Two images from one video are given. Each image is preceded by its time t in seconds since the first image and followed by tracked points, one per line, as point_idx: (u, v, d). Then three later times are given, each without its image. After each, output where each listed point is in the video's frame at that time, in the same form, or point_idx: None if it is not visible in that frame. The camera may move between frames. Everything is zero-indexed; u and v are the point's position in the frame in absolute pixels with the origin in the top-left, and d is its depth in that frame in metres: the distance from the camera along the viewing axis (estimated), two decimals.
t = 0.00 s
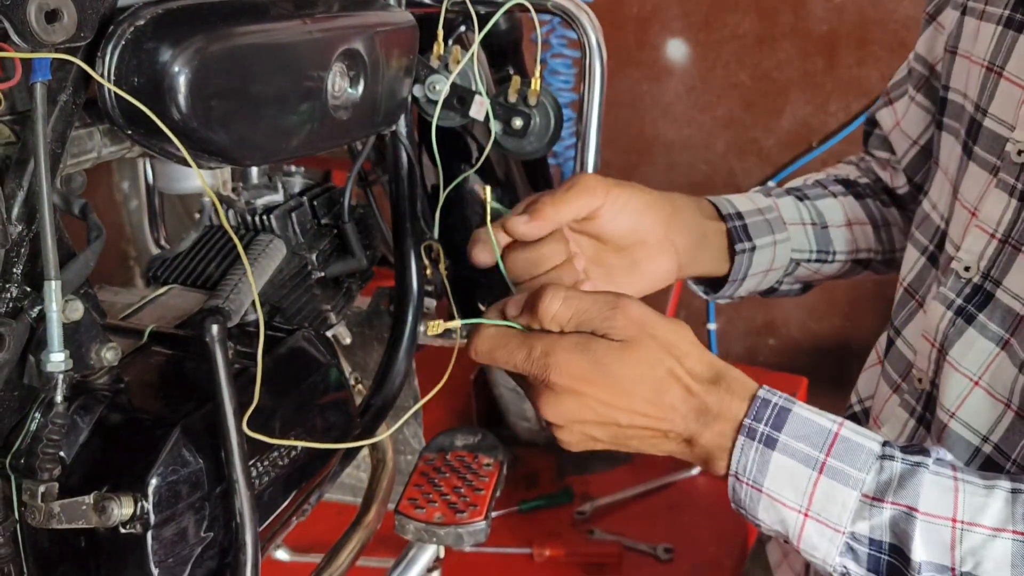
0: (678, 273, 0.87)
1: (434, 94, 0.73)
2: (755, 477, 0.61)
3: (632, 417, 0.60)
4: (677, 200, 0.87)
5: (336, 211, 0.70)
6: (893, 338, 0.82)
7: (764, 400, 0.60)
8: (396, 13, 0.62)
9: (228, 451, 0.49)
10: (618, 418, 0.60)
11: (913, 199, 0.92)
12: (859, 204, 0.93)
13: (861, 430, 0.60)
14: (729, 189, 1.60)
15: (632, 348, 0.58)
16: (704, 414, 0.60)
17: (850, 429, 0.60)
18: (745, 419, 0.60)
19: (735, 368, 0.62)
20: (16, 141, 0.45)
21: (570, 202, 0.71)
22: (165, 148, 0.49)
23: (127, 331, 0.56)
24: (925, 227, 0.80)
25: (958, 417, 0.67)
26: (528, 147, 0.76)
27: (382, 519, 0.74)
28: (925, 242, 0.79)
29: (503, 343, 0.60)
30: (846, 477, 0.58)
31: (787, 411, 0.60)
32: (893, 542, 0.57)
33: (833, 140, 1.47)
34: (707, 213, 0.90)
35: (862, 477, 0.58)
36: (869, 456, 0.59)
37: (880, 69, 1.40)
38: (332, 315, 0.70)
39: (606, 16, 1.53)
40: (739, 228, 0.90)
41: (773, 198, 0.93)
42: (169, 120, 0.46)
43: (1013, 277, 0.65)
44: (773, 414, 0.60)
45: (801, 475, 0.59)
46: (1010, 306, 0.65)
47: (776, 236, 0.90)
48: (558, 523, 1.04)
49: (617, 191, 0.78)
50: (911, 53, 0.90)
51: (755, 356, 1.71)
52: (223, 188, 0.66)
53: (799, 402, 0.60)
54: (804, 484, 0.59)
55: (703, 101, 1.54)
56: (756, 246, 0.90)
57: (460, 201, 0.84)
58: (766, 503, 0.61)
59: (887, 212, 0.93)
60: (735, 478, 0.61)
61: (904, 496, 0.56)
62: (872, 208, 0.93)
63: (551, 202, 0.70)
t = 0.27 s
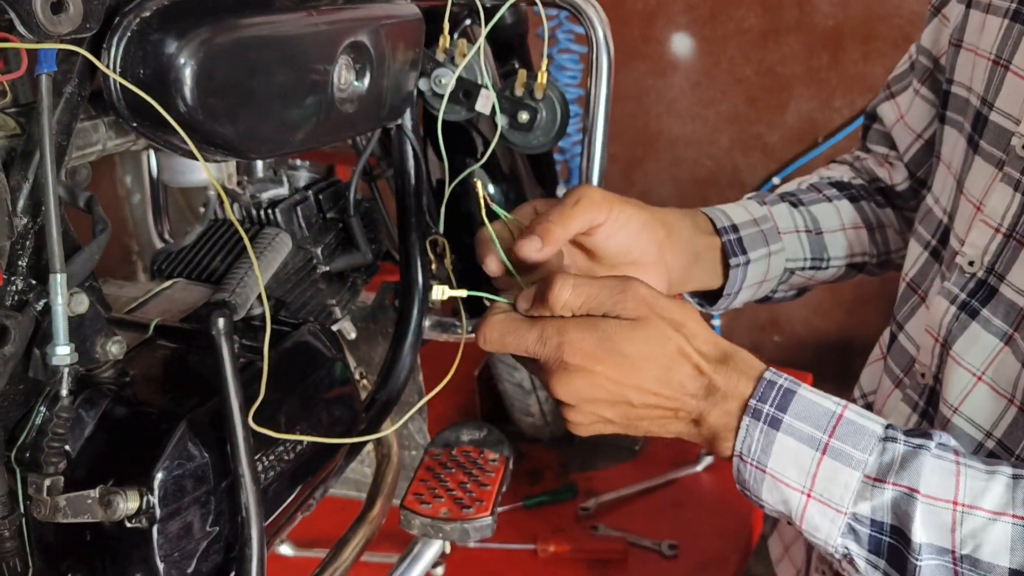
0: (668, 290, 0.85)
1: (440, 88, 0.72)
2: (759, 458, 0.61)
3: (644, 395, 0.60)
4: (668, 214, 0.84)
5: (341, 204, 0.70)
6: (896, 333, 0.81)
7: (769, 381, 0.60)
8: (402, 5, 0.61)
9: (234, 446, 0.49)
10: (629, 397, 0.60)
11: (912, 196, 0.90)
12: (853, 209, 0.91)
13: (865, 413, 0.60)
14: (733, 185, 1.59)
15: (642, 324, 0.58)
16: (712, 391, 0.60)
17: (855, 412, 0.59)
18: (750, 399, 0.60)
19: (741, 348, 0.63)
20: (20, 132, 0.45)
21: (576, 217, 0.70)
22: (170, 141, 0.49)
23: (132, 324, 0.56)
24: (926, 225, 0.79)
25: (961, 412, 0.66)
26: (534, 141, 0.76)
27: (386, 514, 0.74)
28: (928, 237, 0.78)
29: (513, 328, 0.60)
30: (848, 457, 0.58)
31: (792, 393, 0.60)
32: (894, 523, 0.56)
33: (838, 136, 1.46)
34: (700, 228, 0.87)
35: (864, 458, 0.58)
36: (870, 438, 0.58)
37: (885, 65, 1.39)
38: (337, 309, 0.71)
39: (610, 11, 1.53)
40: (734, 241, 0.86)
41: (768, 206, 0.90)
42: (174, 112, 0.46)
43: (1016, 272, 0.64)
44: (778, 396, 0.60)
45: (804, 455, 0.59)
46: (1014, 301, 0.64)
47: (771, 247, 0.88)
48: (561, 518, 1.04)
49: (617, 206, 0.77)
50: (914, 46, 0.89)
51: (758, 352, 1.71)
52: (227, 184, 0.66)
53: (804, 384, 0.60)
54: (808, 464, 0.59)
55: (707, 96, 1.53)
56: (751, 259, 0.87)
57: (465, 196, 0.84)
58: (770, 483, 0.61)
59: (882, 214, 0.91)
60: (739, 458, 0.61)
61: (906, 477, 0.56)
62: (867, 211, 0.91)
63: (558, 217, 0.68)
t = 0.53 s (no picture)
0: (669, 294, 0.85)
1: (444, 84, 0.72)
2: (772, 446, 0.60)
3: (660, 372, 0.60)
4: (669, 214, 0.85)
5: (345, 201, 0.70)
6: (898, 329, 0.81)
7: (785, 369, 0.60)
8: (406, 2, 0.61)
9: (239, 442, 0.49)
10: (648, 372, 0.59)
11: (912, 194, 0.89)
12: (853, 208, 0.90)
13: (880, 402, 0.60)
14: (736, 182, 1.59)
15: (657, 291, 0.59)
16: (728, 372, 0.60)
17: (871, 401, 0.60)
18: (767, 386, 0.60)
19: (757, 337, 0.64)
20: (25, 128, 0.45)
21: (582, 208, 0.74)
22: (175, 136, 0.49)
23: (136, 319, 0.56)
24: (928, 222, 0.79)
25: (965, 408, 0.67)
26: (538, 137, 0.76)
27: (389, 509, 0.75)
28: (930, 234, 0.78)
29: (535, 300, 0.59)
30: (864, 445, 0.58)
31: (808, 381, 0.60)
32: (908, 512, 0.57)
33: (841, 133, 1.46)
34: (702, 231, 0.87)
35: (880, 446, 0.58)
36: (886, 427, 0.58)
37: (889, 62, 1.39)
38: (340, 305, 0.71)
39: (613, 7, 1.53)
40: (735, 245, 0.86)
41: (768, 207, 0.89)
42: (179, 108, 0.46)
43: (1018, 270, 0.64)
44: (793, 383, 0.60)
45: (819, 443, 0.59)
46: (1017, 298, 0.64)
47: (771, 248, 0.88)
48: (564, 514, 1.04)
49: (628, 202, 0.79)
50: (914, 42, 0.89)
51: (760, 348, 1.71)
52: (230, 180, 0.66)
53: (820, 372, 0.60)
54: (823, 453, 0.59)
55: (710, 93, 1.53)
56: (752, 262, 0.87)
57: (468, 191, 0.84)
58: (783, 472, 0.61)
59: (881, 213, 0.91)
60: (752, 448, 0.61)
61: (921, 465, 0.56)
62: (866, 209, 0.91)
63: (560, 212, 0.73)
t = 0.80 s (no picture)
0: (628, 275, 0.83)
1: (448, 80, 0.72)
2: (750, 453, 0.58)
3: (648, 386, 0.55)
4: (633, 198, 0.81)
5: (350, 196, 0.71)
6: (901, 325, 0.81)
7: (763, 374, 0.57)
8: None
9: (244, 435, 0.49)
10: (633, 387, 0.55)
11: (887, 179, 0.89)
12: (823, 193, 0.90)
13: (859, 405, 0.59)
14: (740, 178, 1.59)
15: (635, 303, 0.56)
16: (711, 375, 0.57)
17: (850, 405, 0.58)
18: (744, 392, 0.57)
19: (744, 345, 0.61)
20: (32, 124, 0.45)
21: (536, 203, 0.66)
22: (181, 133, 0.49)
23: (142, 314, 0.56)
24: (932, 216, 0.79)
25: (967, 404, 0.66)
26: (542, 133, 0.77)
27: (393, 503, 0.75)
28: (933, 229, 0.78)
29: (512, 307, 0.55)
30: (844, 452, 0.57)
31: (788, 386, 0.57)
32: (890, 519, 0.56)
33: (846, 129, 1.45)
34: (668, 212, 0.85)
35: (861, 453, 0.57)
36: (867, 433, 0.57)
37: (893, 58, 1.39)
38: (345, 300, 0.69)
39: (618, 3, 1.52)
40: (701, 226, 0.85)
41: (734, 187, 0.89)
42: (184, 104, 0.46)
43: None
44: (773, 389, 0.57)
45: (799, 450, 0.58)
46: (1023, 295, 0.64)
47: (739, 231, 0.86)
48: (566, 508, 1.05)
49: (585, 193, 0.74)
50: (906, 24, 0.87)
51: (763, 344, 1.71)
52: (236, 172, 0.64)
53: (798, 375, 0.58)
54: (803, 460, 0.57)
55: (714, 88, 1.53)
56: (717, 244, 0.86)
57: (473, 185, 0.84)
58: (761, 480, 0.59)
59: (852, 197, 0.91)
60: (729, 454, 0.59)
61: (903, 472, 0.55)
62: (837, 195, 0.90)
63: (514, 208, 0.63)
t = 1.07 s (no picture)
0: (608, 261, 0.83)
1: (453, 79, 0.72)
2: (750, 509, 0.59)
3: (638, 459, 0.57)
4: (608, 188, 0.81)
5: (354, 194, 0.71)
6: (903, 326, 0.81)
7: (757, 429, 0.59)
8: None
9: (249, 433, 0.49)
10: (629, 462, 0.57)
11: (878, 173, 0.89)
12: (813, 183, 0.90)
13: (858, 456, 0.59)
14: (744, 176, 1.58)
15: (621, 388, 0.56)
16: (700, 440, 0.58)
17: (848, 457, 0.59)
18: (740, 449, 0.58)
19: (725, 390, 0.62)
20: (39, 123, 0.46)
21: (502, 190, 0.66)
22: (186, 132, 0.49)
23: (149, 312, 0.57)
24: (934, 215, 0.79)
25: (970, 409, 0.66)
26: (545, 132, 0.77)
27: (397, 500, 0.75)
28: (934, 229, 0.78)
29: (502, 403, 0.55)
30: (846, 508, 0.58)
31: (782, 442, 0.59)
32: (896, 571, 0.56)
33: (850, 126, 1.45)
34: (648, 199, 0.85)
35: (863, 507, 0.58)
36: (869, 485, 0.58)
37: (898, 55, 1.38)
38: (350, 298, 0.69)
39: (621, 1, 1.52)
40: (682, 213, 0.85)
41: (721, 176, 0.89)
42: (191, 104, 0.47)
43: None
44: (767, 445, 0.58)
45: (800, 508, 0.58)
46: None
47: (721, 219, 0.86)
48: (569, 505, 1.05)
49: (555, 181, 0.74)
50: (908, 16, 0.87)
51: (767, 342, 1.71)
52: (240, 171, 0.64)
53: (794, 430, 0.59)
54: (804, 517, 0.58)
55: (718, 86, 1.52)
56: (700, 231, 0.86)
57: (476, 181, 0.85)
58: (763, 536, 0.59)
59: (843, 187, 0.91)
60: (728, 511, 0.60)
61: (908, 526, 0.56)
62: (828, 185, 0.90)
63: (479, 195, 0.63)
